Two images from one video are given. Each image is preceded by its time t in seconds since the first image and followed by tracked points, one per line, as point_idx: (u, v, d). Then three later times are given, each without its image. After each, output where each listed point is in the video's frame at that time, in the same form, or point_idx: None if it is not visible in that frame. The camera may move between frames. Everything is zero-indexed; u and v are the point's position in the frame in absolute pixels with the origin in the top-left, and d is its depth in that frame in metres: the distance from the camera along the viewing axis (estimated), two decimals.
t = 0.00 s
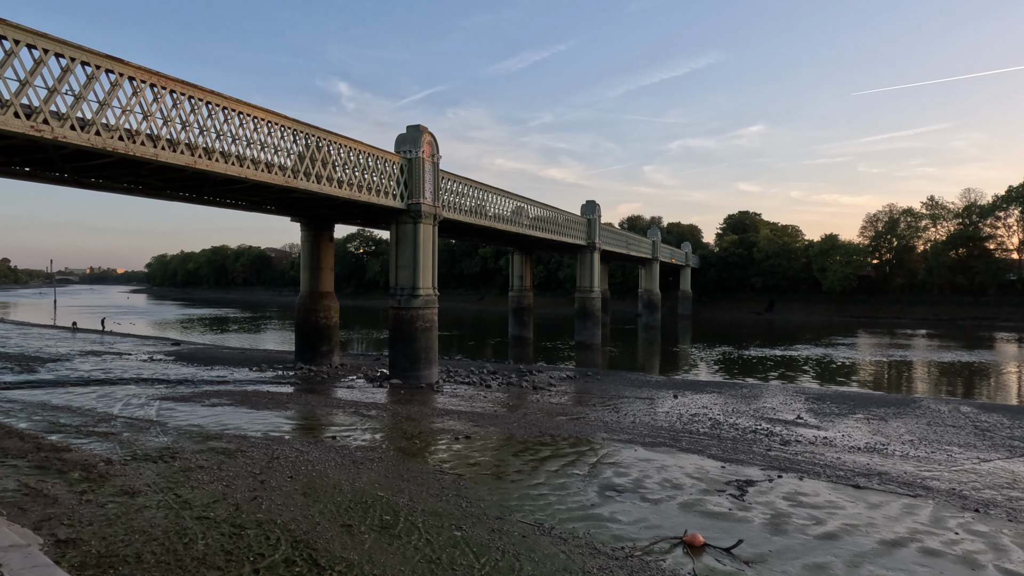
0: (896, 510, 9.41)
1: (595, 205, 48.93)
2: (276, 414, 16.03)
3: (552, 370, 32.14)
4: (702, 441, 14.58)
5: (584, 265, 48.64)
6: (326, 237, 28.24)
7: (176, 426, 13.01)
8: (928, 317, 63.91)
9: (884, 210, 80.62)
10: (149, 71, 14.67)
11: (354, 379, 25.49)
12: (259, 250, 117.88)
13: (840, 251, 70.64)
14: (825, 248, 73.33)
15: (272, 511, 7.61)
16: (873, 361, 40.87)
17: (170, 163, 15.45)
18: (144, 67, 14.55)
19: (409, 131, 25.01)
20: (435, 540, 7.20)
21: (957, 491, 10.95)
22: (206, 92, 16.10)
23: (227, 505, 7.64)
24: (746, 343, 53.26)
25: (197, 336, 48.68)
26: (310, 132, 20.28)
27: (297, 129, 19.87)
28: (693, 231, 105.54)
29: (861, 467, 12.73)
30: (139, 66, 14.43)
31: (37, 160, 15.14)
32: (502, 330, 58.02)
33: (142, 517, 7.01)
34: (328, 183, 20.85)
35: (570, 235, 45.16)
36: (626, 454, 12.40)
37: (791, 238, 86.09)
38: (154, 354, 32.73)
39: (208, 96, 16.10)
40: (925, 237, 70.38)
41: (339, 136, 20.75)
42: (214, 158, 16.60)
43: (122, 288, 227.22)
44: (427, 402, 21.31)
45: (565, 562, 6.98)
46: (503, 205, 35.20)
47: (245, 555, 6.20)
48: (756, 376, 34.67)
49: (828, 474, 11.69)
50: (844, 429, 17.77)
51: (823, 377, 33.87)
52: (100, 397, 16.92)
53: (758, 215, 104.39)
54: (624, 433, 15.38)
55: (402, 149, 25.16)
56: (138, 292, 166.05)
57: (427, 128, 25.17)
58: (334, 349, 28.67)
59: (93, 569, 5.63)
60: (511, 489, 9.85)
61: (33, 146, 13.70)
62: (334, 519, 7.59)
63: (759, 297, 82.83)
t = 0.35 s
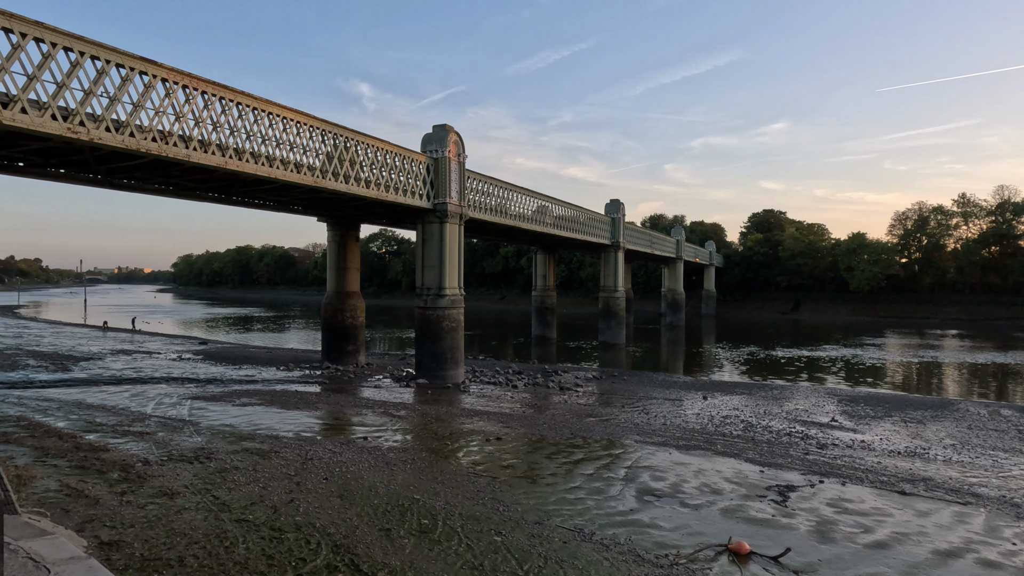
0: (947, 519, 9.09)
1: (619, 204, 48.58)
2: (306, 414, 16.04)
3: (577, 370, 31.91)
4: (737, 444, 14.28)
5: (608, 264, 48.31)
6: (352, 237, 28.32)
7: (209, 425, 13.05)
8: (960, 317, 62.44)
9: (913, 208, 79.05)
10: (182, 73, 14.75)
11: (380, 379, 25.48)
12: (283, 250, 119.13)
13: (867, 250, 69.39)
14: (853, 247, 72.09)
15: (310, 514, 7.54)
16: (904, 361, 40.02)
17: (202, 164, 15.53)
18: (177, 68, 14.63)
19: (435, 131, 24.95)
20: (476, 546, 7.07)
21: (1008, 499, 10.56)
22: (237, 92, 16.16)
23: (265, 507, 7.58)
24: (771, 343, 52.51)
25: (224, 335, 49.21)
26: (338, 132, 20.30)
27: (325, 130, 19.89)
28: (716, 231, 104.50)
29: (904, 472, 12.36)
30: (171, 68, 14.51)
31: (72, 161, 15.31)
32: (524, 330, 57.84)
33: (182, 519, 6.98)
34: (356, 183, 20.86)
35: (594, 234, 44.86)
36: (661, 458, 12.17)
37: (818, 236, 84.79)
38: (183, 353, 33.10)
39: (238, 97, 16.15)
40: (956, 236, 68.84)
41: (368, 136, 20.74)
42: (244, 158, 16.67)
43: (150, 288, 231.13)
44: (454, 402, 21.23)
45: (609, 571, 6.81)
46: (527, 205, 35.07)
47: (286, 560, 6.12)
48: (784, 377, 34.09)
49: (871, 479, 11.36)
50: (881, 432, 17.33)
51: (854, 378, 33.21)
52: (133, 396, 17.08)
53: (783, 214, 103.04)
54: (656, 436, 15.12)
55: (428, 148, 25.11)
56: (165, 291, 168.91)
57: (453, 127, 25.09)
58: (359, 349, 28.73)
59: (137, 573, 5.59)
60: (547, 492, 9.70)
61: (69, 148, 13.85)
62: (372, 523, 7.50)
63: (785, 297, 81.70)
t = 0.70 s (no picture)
0: (1009, 530, 8.66)
1: (648, 202, 48.07)
2: (338, 413, 16.02)
3: (607, 370, 31.57)
4: (778, 448, 13.88)
5: (637, 263, 47.84)
6: (381, 237, 28.35)
7: (244, 425, 13.07)
8: (1000, 317, 60.48)
9: (950, 205, 76.98)
10: (217, 73, 14.81)
11: (410, 378, 25.45)
12: (311, 250, 120.50)
13: (902, 248, 67.73)
14: (887, 245, 70.46)
15: (350, 517, 7.42)
16: (943, 362, 38.90)
17: (236, 164, 15.59)
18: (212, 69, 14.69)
19: (465, 130, 24.82)
20: (519, 553, 6.88)
21: None
22: (270, 92, 16.19)
23: (304, 510, 7.49)
24: (803, 343, 51.50)
25: (254, 334, 49.87)
26: (369, 132, 20.27)
27: (357, 129, 19.86)
28: (745, 229, 103.04)
29: (957, 479, 11.87)
30: (206, 68, 14.57)
31: (110, 162, 15.47)
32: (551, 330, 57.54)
33: (223, 521, 6.91)
34: (387, 182, 20.82)
35: (623, 233, 44.43)
36: (700, 462, 11.85)
37: (850, 235, 83.05)
38: (215, 351, 33.51)
39: (272, 97, 16.18)
40: (996, 233, 66.84)
41: (399, 135, 20.69)
42: (278, 158, 16.70)
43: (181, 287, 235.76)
44: (485, 403, 21.07)
45: None
46: (556, 203, 34.84)
47: (329, 566, 6.00)
48: (819, 379, 33.34)
49: (922, 486, 10.91)
50: (926, 436, 16.75)
51: (892, 380, 32.33)
52: (169, 394, 17.24)
53: (814, 212, 101.18)
54: (693, 439, 14.77)
55: (458, 147, 25.01)
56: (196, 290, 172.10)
57: (482, 126, 24.93)
58: (389, 348, 28.74)
59: None
60: (587, 496, 9.47)
61: (107, 149, 13.98)
62: (413, 527, 7.36)
63: (816, 296, 80.17)
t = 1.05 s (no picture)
0: None
1: (681, 199, 47.46)
2: (374, 412, 15.98)
3: (640, 370, 31.16)
4: (825, 452, 13.43)
5: (669, 261, 47.28)
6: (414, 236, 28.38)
7: (282, 424, 13.09)
8: None
9: (993, 202, 74.54)
10: (254, 73, 14.86)
11: (443, 377, 25.40)
12: (341, 249, 121.82)
13: (943, 245, 65.84)
14: (926, 242, 68.56)
15: (394, 520, 7.30)
16: (989, 364, 37.61)
17: (273, 163, 15.64)
18: (249, 69, 14.75)
19: (498, 127, 24.67)
20: (568, 559, 6.69)
21: None
22: (306, 92, 16.21)
23: (347, 512, 7.39)
24: (840, 343, 50.33)
25: (287, 333, 50.47)
26: (403, 130, 20.21)
27: (391, 128, 19.82)
28: (778, 227, 101.31)
29: (1018, 487, 11.32)
30: (244, 68, 14.62)
31: (150, 162, 15.63)
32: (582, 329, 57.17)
33: (267, 522, 6.84)
34: (421, 181, 20.76)
35: (655, 231, 43.93)
36: (746, 465, 11.50)
37: (888, 232, 80.98)
38: (250, 350, 33.89)
39: (308, 96, 16.20)
40: None
41: (434, 133, 20.60)
42: (313, 157, 16.73)
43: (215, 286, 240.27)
44: (518, 403, 20.88)
45: None
46: (588, 201, 34.53)
47: (376, 570, 5.87)
48: (858, 380, 32.47)
49: (983, 494, 10.42)
50: (979, 441, 16.10)
51: (935, 381, 31.33)
52: (207, 392, 17.41)
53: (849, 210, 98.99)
54: (736, 441, 14.38)
55: (490, 145, 24.87)
56: (229, 289, 175.24)
57: (515, 123, 24.74)
58: (421, 347, 28.72)
59: None
60: (632, 500, 9.21)
61: (148, 150, 14.12)
62: (457, 531, 7.21)
63: (852, 295, 78.38)
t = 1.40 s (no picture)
0: None
1: (719, 197, 46.64)
2: (414, 413, 15.93)
3: (679, 371, 30.65)
4: (880, 459, 12.91)
5: (707, 259, 46.58)
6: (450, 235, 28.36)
7: (324, 424, 13.11)
8: None
9: None
10: (296, 74, 14.91)
11: (480, 378, 25.27)
12: (375, 249, 123.08)
13: (993, 243, 63.48)
14: (975, 239, 66.19)
15: (442, 525, 7.17)
16: None
17: (314, 164, 15.69)
18: (291, 70, 14.82)
19: (535, 126, 24.46)
20: (623, 570, 6.46)
21: None
22: (346, 92, 16.23)
23: (395, 517, 7.28)
24: (885, 344, 48.85)
25: (324, 332, 51.11)
26: (442, 130, 20.13)
27: (429, 127, 19.75)
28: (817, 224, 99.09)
29: None
30: (286, 69, 14.69)
31: (194, 164, 15.82)
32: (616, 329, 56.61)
33: (315, 527, 6.76)
34: (459, 181, 20.66)
35: (693, 229, 43.26)
36: (799, 472, 11.09)
37: (933, 229, 78.42)
38: (289, 349, 34.31)
39: (348, 97, 16.22)
40: None
41: (472, 132, 20.49)
42: (353, 158, 16.74)
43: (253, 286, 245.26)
44: (557, 404, 20.64)
45: None
46: (624, 200, 34.13)
47: None
48: (906, 382, 31.43)
49: None
50: None
51: (988, 384, 30.14)
52: (249, 392, 17.57)
53: (892, 206, 96.30)
54: (785, 446, 13.93)
55: (528, 144, 24.68)
56: (267, 289, 178.63)
57: (553, 122, 24.50)
58: (458, 347, 28.65)
59: None
60: (684, 508, 8.92)
61: (193, 151, 14.27)
62: (507, 538, 7.04)
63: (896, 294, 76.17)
